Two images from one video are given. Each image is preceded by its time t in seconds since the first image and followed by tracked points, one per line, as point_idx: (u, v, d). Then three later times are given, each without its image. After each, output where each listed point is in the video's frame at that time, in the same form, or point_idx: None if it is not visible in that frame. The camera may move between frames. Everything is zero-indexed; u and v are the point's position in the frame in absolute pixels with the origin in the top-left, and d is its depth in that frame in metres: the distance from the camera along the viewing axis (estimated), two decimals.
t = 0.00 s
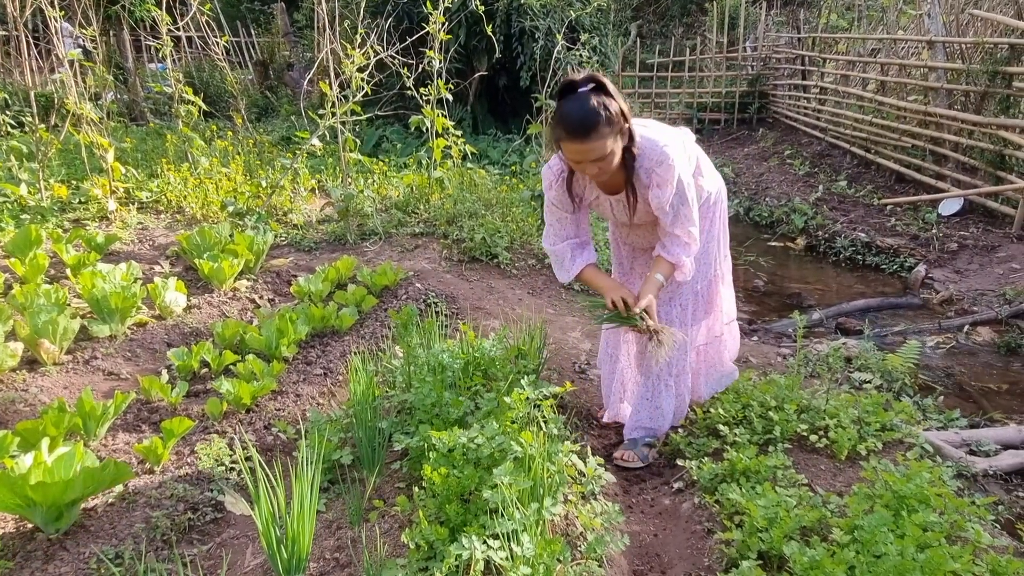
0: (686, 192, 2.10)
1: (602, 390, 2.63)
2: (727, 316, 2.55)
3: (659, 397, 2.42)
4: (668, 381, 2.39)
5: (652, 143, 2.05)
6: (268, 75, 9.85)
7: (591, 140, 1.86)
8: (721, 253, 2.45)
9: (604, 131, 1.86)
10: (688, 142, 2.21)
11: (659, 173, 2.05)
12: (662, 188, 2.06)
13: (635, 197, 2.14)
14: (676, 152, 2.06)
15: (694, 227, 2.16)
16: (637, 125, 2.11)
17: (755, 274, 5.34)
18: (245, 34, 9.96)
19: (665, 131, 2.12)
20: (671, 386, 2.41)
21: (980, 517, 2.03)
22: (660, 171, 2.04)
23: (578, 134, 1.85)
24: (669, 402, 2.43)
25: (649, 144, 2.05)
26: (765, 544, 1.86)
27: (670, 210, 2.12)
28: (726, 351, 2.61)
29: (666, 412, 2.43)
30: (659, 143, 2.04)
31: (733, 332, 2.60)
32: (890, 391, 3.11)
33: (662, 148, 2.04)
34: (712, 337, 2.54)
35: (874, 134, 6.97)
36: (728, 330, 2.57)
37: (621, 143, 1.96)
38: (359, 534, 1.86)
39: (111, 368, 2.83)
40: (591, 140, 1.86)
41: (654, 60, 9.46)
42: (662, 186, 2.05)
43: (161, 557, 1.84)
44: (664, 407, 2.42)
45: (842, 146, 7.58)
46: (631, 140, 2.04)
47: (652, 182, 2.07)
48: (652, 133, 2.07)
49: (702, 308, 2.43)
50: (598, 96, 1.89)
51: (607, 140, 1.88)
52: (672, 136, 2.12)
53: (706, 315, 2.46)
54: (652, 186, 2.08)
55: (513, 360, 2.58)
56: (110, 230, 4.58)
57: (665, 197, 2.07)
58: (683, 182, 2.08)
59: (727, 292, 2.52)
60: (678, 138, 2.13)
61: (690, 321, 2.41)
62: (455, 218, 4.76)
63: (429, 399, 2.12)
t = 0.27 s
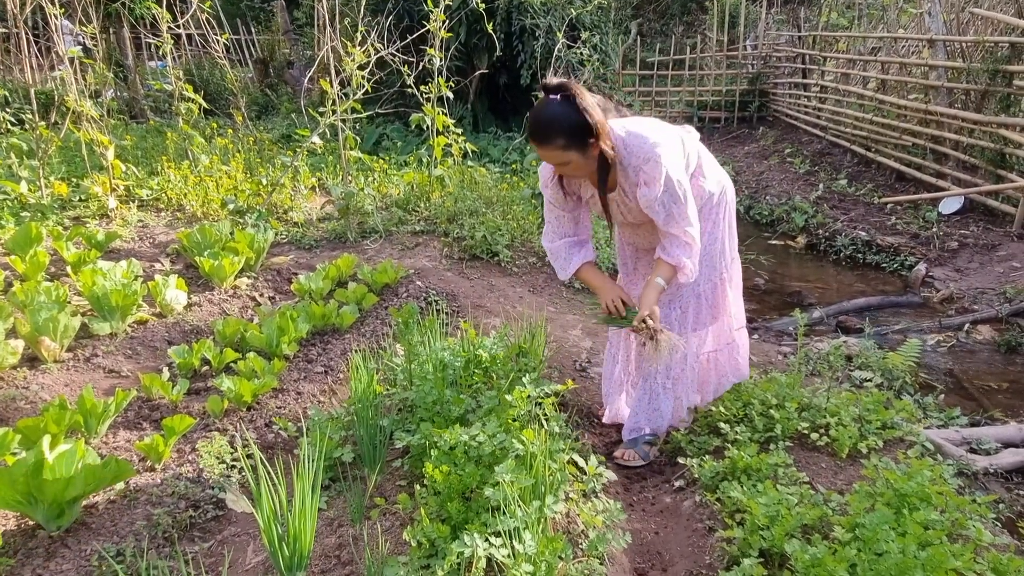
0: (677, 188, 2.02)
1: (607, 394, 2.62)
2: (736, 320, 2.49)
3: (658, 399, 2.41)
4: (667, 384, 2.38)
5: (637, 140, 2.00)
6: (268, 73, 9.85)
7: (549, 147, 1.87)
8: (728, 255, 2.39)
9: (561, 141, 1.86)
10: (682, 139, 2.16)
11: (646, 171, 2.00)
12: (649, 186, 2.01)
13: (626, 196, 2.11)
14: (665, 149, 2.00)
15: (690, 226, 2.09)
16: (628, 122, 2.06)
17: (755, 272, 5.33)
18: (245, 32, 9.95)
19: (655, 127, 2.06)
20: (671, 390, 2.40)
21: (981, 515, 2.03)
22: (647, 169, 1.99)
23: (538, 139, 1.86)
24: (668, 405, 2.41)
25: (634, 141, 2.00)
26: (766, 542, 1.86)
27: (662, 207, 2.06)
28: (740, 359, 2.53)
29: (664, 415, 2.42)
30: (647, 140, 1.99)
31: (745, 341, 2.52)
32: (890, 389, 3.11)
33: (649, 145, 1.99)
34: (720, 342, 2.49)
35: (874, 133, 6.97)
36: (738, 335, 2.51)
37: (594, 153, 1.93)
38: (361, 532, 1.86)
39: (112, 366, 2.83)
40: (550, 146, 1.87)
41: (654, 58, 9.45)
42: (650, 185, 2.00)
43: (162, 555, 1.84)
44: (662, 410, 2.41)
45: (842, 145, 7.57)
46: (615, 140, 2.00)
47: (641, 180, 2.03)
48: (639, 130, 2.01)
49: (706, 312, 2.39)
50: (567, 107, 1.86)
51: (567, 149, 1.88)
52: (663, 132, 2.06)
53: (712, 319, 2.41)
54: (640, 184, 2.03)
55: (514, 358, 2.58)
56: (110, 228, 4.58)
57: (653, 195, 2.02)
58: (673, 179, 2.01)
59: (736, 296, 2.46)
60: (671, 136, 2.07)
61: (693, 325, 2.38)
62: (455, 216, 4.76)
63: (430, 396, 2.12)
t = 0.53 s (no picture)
0: (662, 179, 2.00)
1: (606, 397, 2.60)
2: (740, 321, 2.46)
3: (658, 398, 2.42)
4: (667, 382, 2.39)
5: (620, 135, 2.01)
6: (269, 71, 9.85)
7: (525, 146, 1.93)
8: (730, 253, 2.36)
9: (537, 141, 1.91)
10: (670, 136, 2.16)
11: (628, 166, 2.01)
12: (631, 181, 2.01)
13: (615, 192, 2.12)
14: (646, 142, 2.00)
15: (682, 218, 2.05)
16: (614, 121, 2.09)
17: (756, 271, 5.33)
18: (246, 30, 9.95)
19: (640, 123, 2.07)
20: (671, 389, 2.40)
21: (982, 514, 2.03)
22: (628, 163, 2.00)
23: (515, 138, 1.94)
24: (668, 404, 2.41)
25: (614, 137, 2.02)
26: (767, 541, 1.86)
27: (650, 200, 2.03)
28: (741, 358, 2.52)
29: (663, 414, 2.43)
30: (629, 135, 2.00)
31: (748, 340, 2.52)
32: (891, 389, 3.11)
33: (630, 140, 2.00)
34: (724, 343, 2.47)
35: (875, 132, 6.96)
36: (742, 335, 2.48)
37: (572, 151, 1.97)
38: (362, 530, 1.86)
39: (113, 364, 2.83)
40: (528, 146, 1.93)
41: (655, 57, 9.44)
42: (631, 179, 2.01)
43: (163, 553, 1.84)
44: (662, 409, 2.42)
45: (843, 144, 7.57)
46: (597, 138, 2.03)
47: (624, 175, 2.03)
48: (621, 126, 2.03)
49: (708, 310, 2.37)
50: (543, 107, 1.90)
51: (544, 148, 1.93)
52: (648, 129, 2.06)
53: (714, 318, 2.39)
54: (624, 179, 2.04)
55: (515, 356, 2.58)
56: (111, 226, 4.58)
57: (636, 188, 2.02)
58: (656, 170, 1.99)
59: (740, 295, 2.44)
60: (657, 132, 2.07)
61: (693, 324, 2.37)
62: (456, 215, 4.76)
63: (431, 395, 2.11)
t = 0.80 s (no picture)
0: (646, 182, 2.00)
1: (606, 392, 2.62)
2: (740, 317, 2.45)
3: (654, 394, 2.45)
4: (661, 377, 2.42)
5: (605, 139, 2.02)
6: (270, 69, 9.85)
7: (511, 155, 1.95)
8: (728, 249, 2.35)
9: (522, 150, 1.91)
10: (657, 138, 2.17)
11: (612, 170, 2.02)
12: (616, 185, 2.02)
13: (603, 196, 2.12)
14: (630, 147, 2.00)
15: (665, 221, 2.07)
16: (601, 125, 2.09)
17: (757, 270, 5.32)
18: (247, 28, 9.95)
19: (625, 127, 2.08)
20: (666, 385, 2.44)
21: (983, 513, 2.03)
22: (612, 168, 2.01)
23: (502, 147, 1.95)
24: (662, 399, 2.45)
25: (598, 142, 2.02)
26: (768, 539, 1.86)
27: (635, 204, 2.03)
28: (744, 355, 2.50)
29: (660, 409, 2.46)
30: (613, 139, 2.01)
31: (751, 337, 2.50)
32: (892, 387, 3.11)
33: (613, 144, 2.00)
34: (724, 338, 2.45)
35: (876, 130, 6.96)
36: (744, 330, 2.46)
37: (558, 159, 1.97)
38: (362, 527, 1.87)
39: (114, 361, 2.83)
40: (513, 155, 1.94)
41: (656, 55, 9.43)
42: (615, 183, 2.02)
43: (164, 550, 1.84)
44: (659, 403, 2.45)
45: (844, 142, 7.57)
46: (582, 144, 2.05)
47: (609, 179, 2.04)
48: (604, 130, 2.04)
49: (705, 306, 2.37)
50: (528, 115, 1.92)
51: (529, 157, 1.94)
52: (632, 132, 2.07)
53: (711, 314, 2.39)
54: (608, 183, 2.05)
55: (516, 354, 2.58)
56: (112, 224, 4.58)
57: (620, 193, 2.03)
58: (639, 174, 1.99)
59: (740, 291, 2.41)
60: (642, 136, 2.07)
61: (689, 321, 2.37)
62: (457, 213, 4.77)
63: (432, 393, 2.11)
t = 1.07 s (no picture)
0: (639, 190, 2.01)
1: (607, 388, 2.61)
2: (746, 307, 2.45)
3: (663, 388, 2.45)
4: (672, 372, 2.42)
5: (595, 154, 2.04)
6: (271, 68, 9.85)
7: (506, 179, 1.98)
8: (733, 244, 2.35)
9: (517, 174, 1.95)
10: (649, 145, 2.17)
11: (605, 183, 2.03)
12: (610, 196, 2.03)
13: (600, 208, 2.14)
14: (620, 158, 2.01)
15: (662, 226, 2.07)
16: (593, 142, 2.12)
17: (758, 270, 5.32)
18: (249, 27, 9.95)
19: (615, 139, 2.09)
20: (676, 378, 2.43)
21: (984, 513, 2.04)
22: (605, 180, 2.03)
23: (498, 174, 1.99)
24: (672, 394, 2.45)
25: (589, 157, 2.04)
26: (769, 539, 1.86)
27: (631, 212, 2.04)
28: (752, 343, 2.51)
29: (669, 405, 2.45)
30: (603, 152, 2.03)
31: (757, 326, 2.50)
32: (893, 387, 3.12)
33: (604, 157, 2.02)
34: (731, 327, 2.46)
35: (878, 130, 6.95)
36: (750, 318, 2.47)
37: (551, 182, 2.01)
38: (364, 527, 1.87)
39: (116, 361, 2.83)
40: (509, 179, 1.97)
41: (657, 55, 9.43)
42: (610, 195, 2.03)
43: (167, 549, 1.85)
44: (668, 400, 2.45)
45: (846, 142, 7.56)
46: (574, 162, 2.08)
47: (604, 192, 2.06)
48: (594, 145, 2.06)
49: (712, 299, 2.37)
50: (521, 142, 1.95)
51: (524, 181, 1.97)
52: (622, 142, 2.08)
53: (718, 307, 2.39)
54: (603, 196, 2.06)
55: (518, 354, 2.59)
56: (114, 223, 4.59)
57: (616, 204, 2.04)
58: (631, 182, 1.99)
59: (744, 281, 2.42)
60: (633, 146, 2.09)
61: (698, 314, 2.37)
62: (458, 212, 4.77)
63: (433, 393, 2.11)
